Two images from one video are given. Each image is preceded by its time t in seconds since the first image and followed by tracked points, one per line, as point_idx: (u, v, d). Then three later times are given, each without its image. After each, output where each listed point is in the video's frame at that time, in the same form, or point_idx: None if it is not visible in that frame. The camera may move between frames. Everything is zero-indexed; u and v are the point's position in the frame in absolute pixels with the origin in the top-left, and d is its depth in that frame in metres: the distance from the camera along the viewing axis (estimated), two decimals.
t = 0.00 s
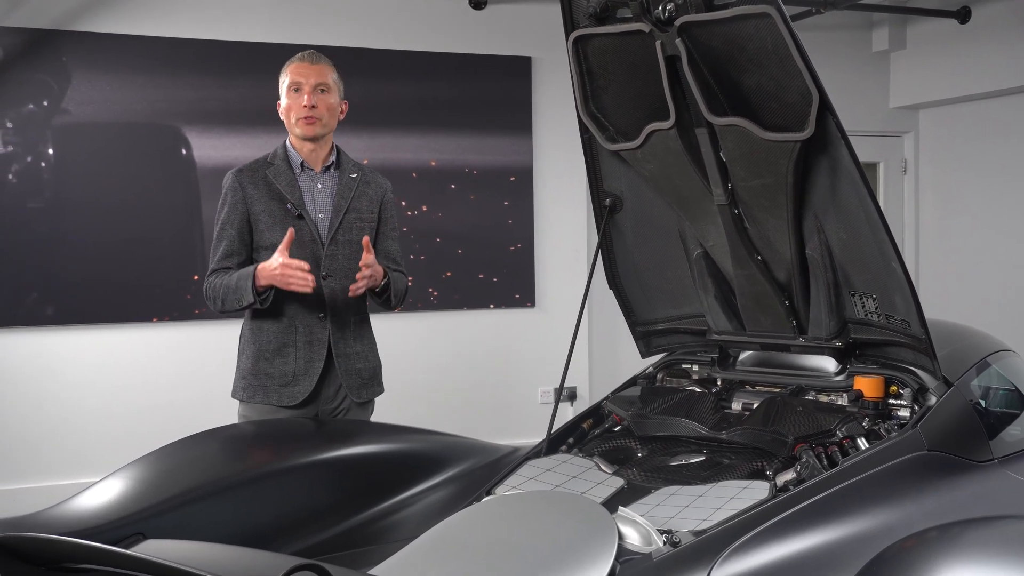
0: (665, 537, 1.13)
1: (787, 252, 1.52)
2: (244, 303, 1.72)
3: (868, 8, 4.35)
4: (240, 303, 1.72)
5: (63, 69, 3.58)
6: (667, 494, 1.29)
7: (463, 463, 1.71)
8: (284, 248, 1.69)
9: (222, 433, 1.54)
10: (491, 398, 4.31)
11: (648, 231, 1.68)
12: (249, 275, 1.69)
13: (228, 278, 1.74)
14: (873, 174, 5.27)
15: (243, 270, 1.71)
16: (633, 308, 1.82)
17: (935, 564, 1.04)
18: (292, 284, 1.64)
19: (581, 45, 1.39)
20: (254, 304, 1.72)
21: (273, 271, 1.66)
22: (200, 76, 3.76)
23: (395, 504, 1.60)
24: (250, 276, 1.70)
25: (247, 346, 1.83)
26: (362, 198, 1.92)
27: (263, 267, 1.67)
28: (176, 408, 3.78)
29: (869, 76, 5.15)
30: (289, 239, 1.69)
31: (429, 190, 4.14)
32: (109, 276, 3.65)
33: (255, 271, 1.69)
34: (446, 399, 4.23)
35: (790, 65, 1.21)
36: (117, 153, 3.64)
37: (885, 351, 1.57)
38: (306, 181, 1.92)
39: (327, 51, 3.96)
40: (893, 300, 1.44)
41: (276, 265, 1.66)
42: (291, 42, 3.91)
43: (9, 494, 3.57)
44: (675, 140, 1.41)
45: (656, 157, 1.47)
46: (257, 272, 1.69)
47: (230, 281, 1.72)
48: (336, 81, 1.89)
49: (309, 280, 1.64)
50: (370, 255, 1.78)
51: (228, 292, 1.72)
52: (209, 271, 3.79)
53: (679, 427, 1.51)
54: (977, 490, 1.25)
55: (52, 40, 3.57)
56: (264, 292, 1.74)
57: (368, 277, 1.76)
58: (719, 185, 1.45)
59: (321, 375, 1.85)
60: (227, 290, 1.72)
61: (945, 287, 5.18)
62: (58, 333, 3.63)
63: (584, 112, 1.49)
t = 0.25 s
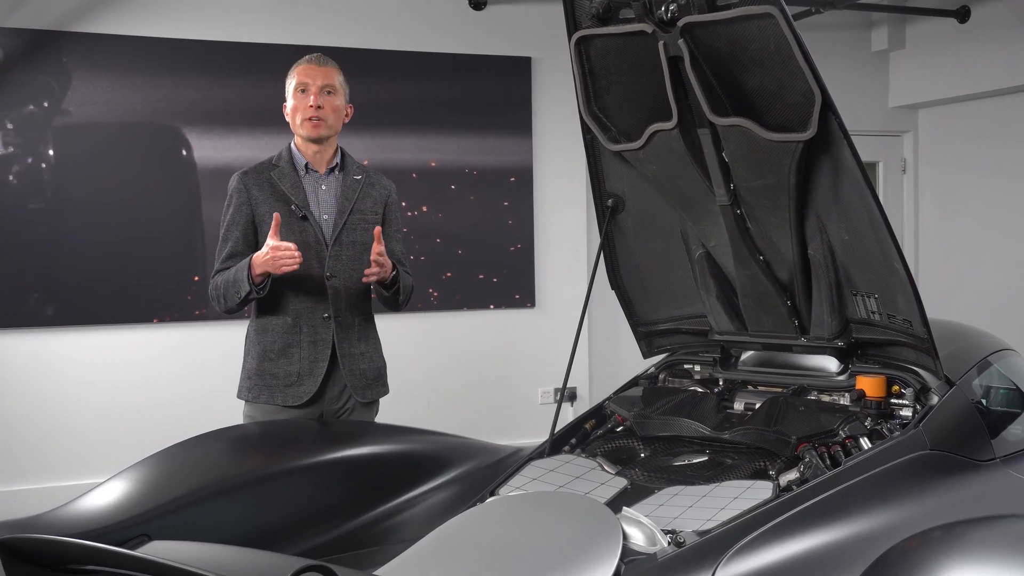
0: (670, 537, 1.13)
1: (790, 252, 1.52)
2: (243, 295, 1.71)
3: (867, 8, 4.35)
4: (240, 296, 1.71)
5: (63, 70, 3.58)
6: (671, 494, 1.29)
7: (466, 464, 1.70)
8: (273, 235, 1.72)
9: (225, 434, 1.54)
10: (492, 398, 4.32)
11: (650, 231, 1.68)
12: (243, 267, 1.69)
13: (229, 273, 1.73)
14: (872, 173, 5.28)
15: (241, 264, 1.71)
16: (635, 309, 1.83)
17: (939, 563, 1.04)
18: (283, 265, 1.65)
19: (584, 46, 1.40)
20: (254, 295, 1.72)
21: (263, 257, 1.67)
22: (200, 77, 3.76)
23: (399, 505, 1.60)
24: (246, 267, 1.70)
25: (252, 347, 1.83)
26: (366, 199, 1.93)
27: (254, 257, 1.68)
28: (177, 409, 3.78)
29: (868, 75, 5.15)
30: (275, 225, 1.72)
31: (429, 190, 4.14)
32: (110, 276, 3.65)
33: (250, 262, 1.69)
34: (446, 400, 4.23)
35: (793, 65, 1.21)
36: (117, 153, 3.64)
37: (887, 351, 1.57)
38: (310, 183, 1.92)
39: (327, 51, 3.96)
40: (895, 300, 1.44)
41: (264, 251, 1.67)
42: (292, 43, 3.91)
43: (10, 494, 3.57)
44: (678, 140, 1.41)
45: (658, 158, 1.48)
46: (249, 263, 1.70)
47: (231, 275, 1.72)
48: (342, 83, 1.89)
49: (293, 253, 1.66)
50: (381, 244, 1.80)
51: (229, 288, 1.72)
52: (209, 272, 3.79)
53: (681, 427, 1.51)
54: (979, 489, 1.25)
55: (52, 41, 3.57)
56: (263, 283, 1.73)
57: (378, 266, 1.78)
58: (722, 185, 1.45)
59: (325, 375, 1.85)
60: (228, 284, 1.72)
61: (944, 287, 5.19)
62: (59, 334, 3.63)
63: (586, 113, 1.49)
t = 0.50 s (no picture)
0: (673, 539, 1.14)
1: (792, 254, 1.52)
2: (249, 292, 1.72)
3: (867, 10, 4.36)
4: (246, 293, 1.72)
5: (64, 70, 3.58)
6: (673, 496, 1.29)
7: (468, 466, 1.70)
8: (278, 230, 1.72)
9: (227, 435, 1.55)
10: (492, 399, 4.32)
11: (652, 233, 1.69)
12: (249, 263, 1.70)
13: (234, 271, 1.74)
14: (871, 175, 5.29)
15: (246, 261, 1.72)
16: (637, 310, 1.83)
17: (942, 565, 1.05)
18: (288, 259, 1.66)
19: (587, 48, 1.40)
20: (260, 290, 1.72)
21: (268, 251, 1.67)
22: (201, 78, 3.76)
23: (402, 506, 1.60)
24: (251, 264, 1.70)
25: (258, 346, 1.83)
26: (372, 201, 1.93)
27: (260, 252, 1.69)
28: (177, 409, 3.78)
29: (867, 77, 5.16)
30: (282, 219, 1.72)
31: (430, 191, 4.15)
32: (110, 277, 3.65)
33: (256, 257, 1.70)
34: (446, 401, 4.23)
35: (796, 68, 1.22)
36: (118, 154, 3.64)
37: (888, 352, 1.58)
38: (317, 184, 1.93)
39: (328, 52, 3.96)
40: (897, 302, 1.45)
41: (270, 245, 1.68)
42: (292, 44, 3.91)
43: (9, 495, 3.56)
44: (681, 142, 1.42)
45: (661, 160, 1.48)
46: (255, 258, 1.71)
47: (236, 273, 1.73)
48: (350, 87, 1.89)
49: (297, 244, 1.66)
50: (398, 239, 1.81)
51: (234, 285, 1.73)
52: (209, 272, 3.79)
53: (684, 428, 1.51)
54: (981, 491, 1.25)
55: (53, 41, 3.56)
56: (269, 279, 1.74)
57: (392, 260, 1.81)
58: (724, 187, 1.45)
59: (331, 375, 1.85)
60: (234, 283, 1.73)
61: (943, 288, 5.20)
62: (59, 334, 3.63)
63: (589, 115, 1.49)
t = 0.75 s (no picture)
0: (676, 540, 1.14)
1: (792, 256, 1.52)
2: (259, 289, 1.73)
3: (865, 12, 4.37)
4: (255, 291, 1.73)
5: (62, 71, 3.58)
6: (675, 497, 1.29)
7: (468, 467, 1.70)
8: (290, 225, 1.73)
9: (228, 437, 1.55)
10: (491, 400, 4.32)
11: (652, 235, 1.69)
12: (260, 260, 1.71)
13: (242, 270, 1.75)
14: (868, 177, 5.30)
15: (256, 259, 1.73)
16: (636, 312, 1.83)
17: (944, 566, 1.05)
18: (300, 253, 1.66)
19: (588, 50, 1.40)
20: (269, 288, 1.73)
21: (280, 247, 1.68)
22: (199, 79, 3.76)
23: (403, 506, 1.60)
24: (261, 262, 1.72)
25: (262, 347, 1.83)
26: (376, 203, 1.93)
27: (271, 249, 1.69)
28: (175, 409, 3.78)
29: (864, 79, 5.18)
30: (292, 214, 1.72)
31: (428, 192, 4.15)
32: (109, 277, 3.64)
33: (265, 256, 1.71)
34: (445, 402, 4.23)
35: (797, 70, 1.22)
36: (116, 155, 3.63)
37: (887, 354, 1.58)
38: (320, 186, 1.92)
39: (327, 53, 3.96)
40: (896, 304, 1.45)
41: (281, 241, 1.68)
42: (291, 45, 3.91)
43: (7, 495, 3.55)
44: (682, 144, 1.42)
45: (661, 161, 1.48)
46: (266, 256, 1.71)
47: (245, 271, 1.74)
48: (355, 90, 1.90)
49: (309, 237, 1.67)
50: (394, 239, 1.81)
51: (242, 285, 1.74)
52: (208, 273, 3.78)
53: (685, 430, 1.51)
54: (980, 492, 1.26)
55: (52, 42, 3.56)
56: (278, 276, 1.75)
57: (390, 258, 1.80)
58: (725, 188, 1.46)
59: (335, 376, 1.85)
60: (242, 281, 1.73)
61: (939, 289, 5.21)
62: (57, 335, 3.62)
63: (590, 116, 1.50)
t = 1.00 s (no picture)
0: (678, 538, 1.15)
1: (792, 255, 1.53)
2: (262, 285, 1.72)
3: (863, 12, 4.38)
4: (258, 286, 1.72)
5: (61, 70, 3.57)
6: (677, 495, 1.30)
7: (469, 466, 1.71)
8: (292, 220, 1.73)
9: (231, 436, 1.55)
10: (490, 399, 4.32)
11: (654, 234, 1.69)
12: (263, 256, 1.70)
13: (245, 267, 1.75)
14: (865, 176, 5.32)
15: (259, 254, 1.73)
16: (636, 311, 1.83)
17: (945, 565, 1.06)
18: (304, 248, 1.66)
19: (590, 49, 1.40)
20: (273, 283, 1.72)
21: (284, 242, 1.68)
22: (198, 78, 3.76)
23: (404, 506, 1.61)
24: (265, 256, 1.71)
25: (266, 344, 1.83)
26: (378, 202, 1.94)
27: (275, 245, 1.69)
28: (173, 409, 3.77)
29: (861, 78, 5.19)
30: (295, 209, 1.73)
31: (427, 192, 4.15)
32: (108, 276, 3.64)
33: (269, 250, 1.70)
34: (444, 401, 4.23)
35: (798, 70, 1.23)
36: (115, 154, 3.63)
37: (887, 353, 1.59)
38: (324, 185, 1.92)
39: (325, 52, 3.96)
40: (897, 303, 1.46)
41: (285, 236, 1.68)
42: (290, 44, 3.90)
43: (5, 495, 3.55)
44: (683, 144, 1.42)
45: (663, 161, 1.48)
46: (269, 251, 1.71)
47: (249, 267, 1.74)
48: (359, 90, 1.90)
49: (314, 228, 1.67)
50: (398, 230, 1.81)
51: (246, 281, 1.73)
52: (206, 272, 3.78)
53: (687, 428, 1.51)
54: (981, 490, 1.26)
55: (50, 41, 3.55)
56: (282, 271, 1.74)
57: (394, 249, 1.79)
58: (726, 188, 1.46)
59: (338, 374, 1.85)
60: (246, 277, 1.73)
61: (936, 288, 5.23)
62: (55, 334, 3.61)
63: (591, 116, 1.50)
